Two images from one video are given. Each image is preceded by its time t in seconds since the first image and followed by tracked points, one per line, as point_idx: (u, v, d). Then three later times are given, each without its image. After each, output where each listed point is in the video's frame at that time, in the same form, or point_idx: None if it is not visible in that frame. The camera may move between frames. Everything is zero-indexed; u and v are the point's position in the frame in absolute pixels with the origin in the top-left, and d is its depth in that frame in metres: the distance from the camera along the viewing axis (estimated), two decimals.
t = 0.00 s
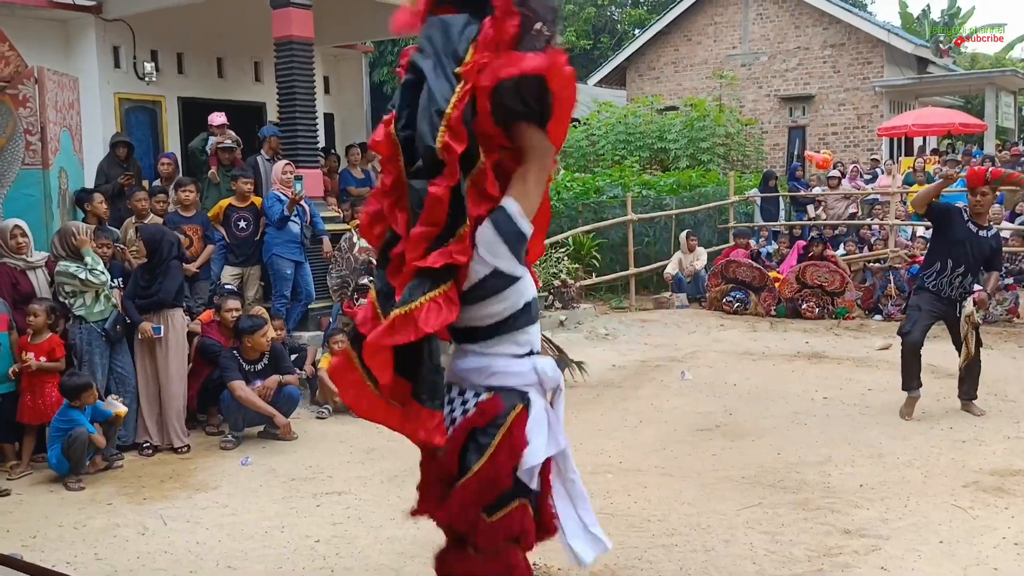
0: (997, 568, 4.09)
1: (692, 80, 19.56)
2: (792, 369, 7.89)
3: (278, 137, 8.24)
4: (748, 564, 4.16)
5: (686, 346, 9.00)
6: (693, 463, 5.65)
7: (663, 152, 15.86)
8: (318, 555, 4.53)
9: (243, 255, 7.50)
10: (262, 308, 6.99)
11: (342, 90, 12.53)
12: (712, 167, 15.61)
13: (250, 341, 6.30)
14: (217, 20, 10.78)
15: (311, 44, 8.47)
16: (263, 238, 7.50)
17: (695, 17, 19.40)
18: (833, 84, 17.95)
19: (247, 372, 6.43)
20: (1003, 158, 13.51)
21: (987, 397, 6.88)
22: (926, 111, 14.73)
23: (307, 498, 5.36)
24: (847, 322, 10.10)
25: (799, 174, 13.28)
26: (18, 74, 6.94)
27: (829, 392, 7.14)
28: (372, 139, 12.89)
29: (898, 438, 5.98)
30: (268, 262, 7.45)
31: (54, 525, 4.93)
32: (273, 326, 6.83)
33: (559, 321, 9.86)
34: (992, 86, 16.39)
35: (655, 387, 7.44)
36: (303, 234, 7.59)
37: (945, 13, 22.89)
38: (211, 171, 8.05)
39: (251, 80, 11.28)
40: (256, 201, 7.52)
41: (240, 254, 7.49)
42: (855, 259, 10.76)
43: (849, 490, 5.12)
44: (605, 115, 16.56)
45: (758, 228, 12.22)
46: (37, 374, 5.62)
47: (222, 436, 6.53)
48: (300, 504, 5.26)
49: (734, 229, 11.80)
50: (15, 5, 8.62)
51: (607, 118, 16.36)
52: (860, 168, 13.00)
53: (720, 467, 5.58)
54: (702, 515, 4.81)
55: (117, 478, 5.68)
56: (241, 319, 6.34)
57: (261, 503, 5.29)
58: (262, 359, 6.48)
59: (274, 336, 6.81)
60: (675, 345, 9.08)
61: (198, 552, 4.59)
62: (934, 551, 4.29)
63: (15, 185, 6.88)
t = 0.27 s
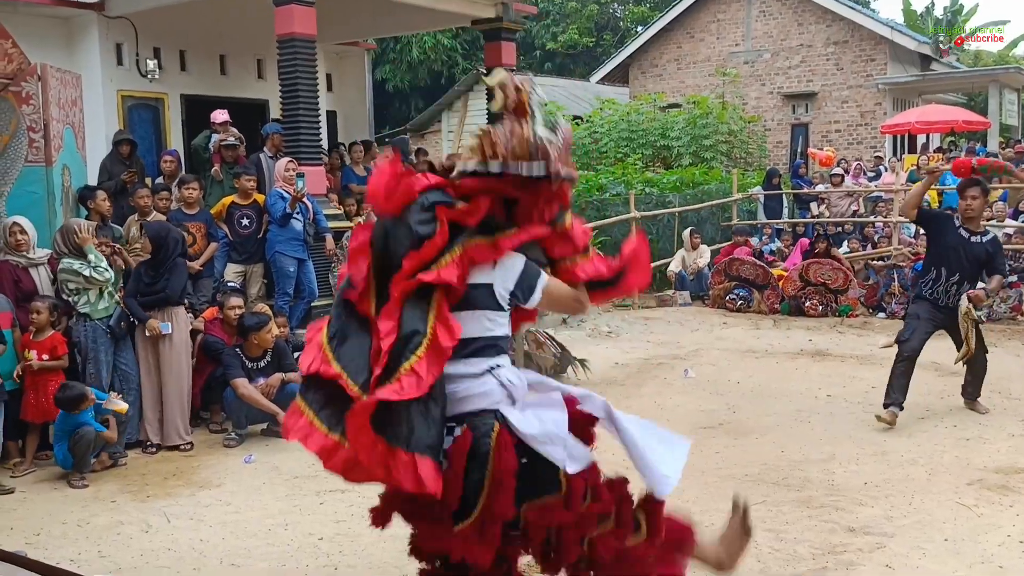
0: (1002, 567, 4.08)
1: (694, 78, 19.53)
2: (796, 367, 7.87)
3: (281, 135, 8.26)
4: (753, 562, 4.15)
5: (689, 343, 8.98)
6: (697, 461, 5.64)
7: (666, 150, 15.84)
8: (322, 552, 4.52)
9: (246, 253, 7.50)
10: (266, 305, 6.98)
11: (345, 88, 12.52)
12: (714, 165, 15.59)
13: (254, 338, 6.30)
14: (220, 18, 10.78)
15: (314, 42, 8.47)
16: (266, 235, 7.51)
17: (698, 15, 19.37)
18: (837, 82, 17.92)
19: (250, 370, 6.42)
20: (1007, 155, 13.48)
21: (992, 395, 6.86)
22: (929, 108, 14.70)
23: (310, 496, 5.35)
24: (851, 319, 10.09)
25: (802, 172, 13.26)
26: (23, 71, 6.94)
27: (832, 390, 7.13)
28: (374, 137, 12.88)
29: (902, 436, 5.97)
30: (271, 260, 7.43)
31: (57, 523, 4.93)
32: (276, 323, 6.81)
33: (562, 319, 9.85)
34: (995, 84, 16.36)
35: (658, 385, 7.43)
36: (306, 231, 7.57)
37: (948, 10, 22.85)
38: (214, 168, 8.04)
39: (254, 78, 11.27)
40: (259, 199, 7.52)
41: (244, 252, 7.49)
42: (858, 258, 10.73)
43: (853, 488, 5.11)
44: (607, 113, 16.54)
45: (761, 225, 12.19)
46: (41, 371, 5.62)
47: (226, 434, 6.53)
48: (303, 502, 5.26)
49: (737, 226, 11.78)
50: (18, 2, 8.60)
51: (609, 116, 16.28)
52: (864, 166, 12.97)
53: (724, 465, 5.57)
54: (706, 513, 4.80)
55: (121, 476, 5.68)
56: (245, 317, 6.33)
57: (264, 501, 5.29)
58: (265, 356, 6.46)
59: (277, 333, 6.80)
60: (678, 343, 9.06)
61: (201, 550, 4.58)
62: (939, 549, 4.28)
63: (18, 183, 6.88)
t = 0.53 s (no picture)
0: (1003, 565, 4.07)
1: (695, 75, 19.51)
2: (797, 364, 7.86)
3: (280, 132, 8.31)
4: (754, 560, 4.14)
5: (690, 341, 8.97)
6: (698, 459, 5.62)
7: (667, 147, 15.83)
8: (322, 550, 4.52)
9: (246, 250, 7.50)
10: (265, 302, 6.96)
11: (345, 85, 12.50)
12: (715, 162, 15.58)
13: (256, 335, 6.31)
14: (220, 15, 10.77)
15: (314, 38, 8.45)
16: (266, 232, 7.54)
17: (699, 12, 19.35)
18: (838, 79, 17.90)
19: (250, 367, 6.42)
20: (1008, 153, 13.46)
21: (993, 393, 6.85)
22: (930, 106, 14.68)
23: (310, 493, 5.34)
24: (851, 317, 10.08)
25: (803, 169, 13.25)
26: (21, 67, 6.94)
27: (833, 387, 7.12)
28: (375, 134, 12.86)
29: (903, 433, 5.96)
30: (271, 257, 7.42)
31: (57, 520, 4.93)
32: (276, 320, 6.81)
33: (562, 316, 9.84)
34: (997, 81, 16.34)
35: (658, 382, 7.42)
36: (306, 228, 7.58)
37: (949, 8, 22.83)
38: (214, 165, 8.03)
39: (254, 75, 11.26)
40: (259, 196, 7.54)
41: (244, 249, 7.49)
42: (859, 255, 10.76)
43: (854, 485, 5.10)
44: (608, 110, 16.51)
45: (761, 223, 12.17)
46: (39, 368, 5.62)
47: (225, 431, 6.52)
48: (303, 499, 5.25)
49: (738, 224, 11.77)
50: None
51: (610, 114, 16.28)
52: (865, 164, 12.96)
53: (724, 463, 5.56)
54: (707, 510, 4.79)
55: (120, 473, 5.67)
56: (245, 313, 6.31)
57: (264, 498, 5.28)
58: (266, 353, 6.48)
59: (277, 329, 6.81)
60: (678, 340, 9.05)
61: (201, 547, 4.57)
62: (940, 547, 4.27)
63: (17, 179, 6.88)
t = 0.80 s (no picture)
0: (1005, 566, 4.06)
1: (696, 77, 19.52)
2: (798, 366, 7.86)
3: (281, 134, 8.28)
4: (755, 561, 4.14)
5: (691, 342, 8.97)
6: (699, 460, 5.62)
7: (668, 149, 15.84)
8: (324, 551, 4.52)
9: (247, 251, 7.50)
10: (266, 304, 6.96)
11: (346, 87, 12.51)
12: (716, 164, 15.58)
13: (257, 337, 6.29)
14: (223, 17, 10.78)
15: (315, 40, 8.46)
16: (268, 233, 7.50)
17: (700, 14, 19.35)
18: (839, 81, 17.90)
19: (253, 369, 6.42)
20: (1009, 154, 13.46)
21: (995, 395, 6.85)
22: (931, 108, 14.69)
23: (312, 495, 5.34)
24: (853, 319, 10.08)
25: (805, 171, 13.24)
26: (22, 69, 6.87)
27: (835, 389, 7.11)
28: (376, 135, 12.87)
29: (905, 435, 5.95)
30: (273, 258, 7.42)
31: (58, 521, 4.93)
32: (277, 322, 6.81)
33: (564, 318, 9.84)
34: (998, 83, 16.35)
35: (660, 384, 7.42)
36: (307, 230, 7.58)
37: (951, 9, 22.83)
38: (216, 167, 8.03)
39: (255, 76, 11.27)
40: (261, 197, 7.51)
41: (245, 251, 7.50)
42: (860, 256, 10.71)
43: (856, 487, 5.10)
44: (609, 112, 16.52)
45: (762, 225, 12.16)
46: (40, 369, 5.63)
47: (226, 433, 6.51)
48: (304, 501, 5.25)
49: (738, 225, 11.76)
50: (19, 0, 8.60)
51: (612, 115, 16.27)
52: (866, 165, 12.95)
53: (726, 464, 5.55)
54: (708, 512, 4.79)
55: (122, 474, 5.67)
56: (245, 315, 6.33)
57: (266, 500, 5.28)
58: (267, 355, 6.47)
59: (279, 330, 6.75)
60: (680, 342, 9.05)
61: (202, 549, 4.58)
62: (942, 549, 4.26)
63: (19, 181, 6.88)
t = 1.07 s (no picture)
0: (1011, 566, 4.05)
1: (700, 77, 19.52)
2: (803, 365, 7.85)
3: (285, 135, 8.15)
4: (760, 561, 4.14)
5: (696, 342, 8.96)
6: (705, 460, 5.61)
7: (672, 149, 15.83)
8: (328, 551, 4.52)
9: (251, 252, 7.51)
10: (271, 305, 6.97)
11: (349, 88, 12.51)
12: (720, 164, 15.56)
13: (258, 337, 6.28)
14: (227, 18, 10.79)
15: (319, 40, 8.46)
16: (271, 235, 7.50)
17: (704, 13, 19.34)
18: (843, 80, 17.87)
19: (256, 370, 6.41)
20: (1014, 153, 13.42)
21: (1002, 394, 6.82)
22: (935, 107, 14.66)
23: (317, 495, 5.35)
24: (858, 318, 10.07)
25: (809, 170, 13.22)
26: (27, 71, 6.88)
27: (840, 389, 7.10)
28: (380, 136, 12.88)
29: (910, 434, 5.94)
30: (277, 259, 7.43)
31: (63, 522, 4.94)
32: (281, 322, 6.81)
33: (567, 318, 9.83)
34: (1003, 82, 16.28)
35: (665, 384, 7.42)
36: (312, 231, 7.58)
37: (955, 8, 22.78)
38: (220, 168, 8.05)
39: (259, 77, 11.30)
40: (265, 198, 7.50)
41: (249, 251, 7.50)
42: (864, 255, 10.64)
43: (861, 487, 5.08)
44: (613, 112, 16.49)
45: (766, 224, 12.14)
46: (44, 371, 5.65)
47: (231, 433, 6.51)
48: (309, 501, 5.25)
49: (742, 225, 11.75)
50: (23, 2, 8.61)
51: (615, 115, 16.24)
52: (870, 164, 12.94)
53: (731, 464, 5.54)
54: (713, 511, 4.79)
55: (127, 475, 5.68)
56: (247, 316, 6.34)
57: (271, 500, 5.28)
58: (270, 356, 6.46)
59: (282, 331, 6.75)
60: (684, 342, 9.04)
61: (207, 549, 4.58)
62: (947, 548, 4.25)
63: (24, 182, 6.91)
